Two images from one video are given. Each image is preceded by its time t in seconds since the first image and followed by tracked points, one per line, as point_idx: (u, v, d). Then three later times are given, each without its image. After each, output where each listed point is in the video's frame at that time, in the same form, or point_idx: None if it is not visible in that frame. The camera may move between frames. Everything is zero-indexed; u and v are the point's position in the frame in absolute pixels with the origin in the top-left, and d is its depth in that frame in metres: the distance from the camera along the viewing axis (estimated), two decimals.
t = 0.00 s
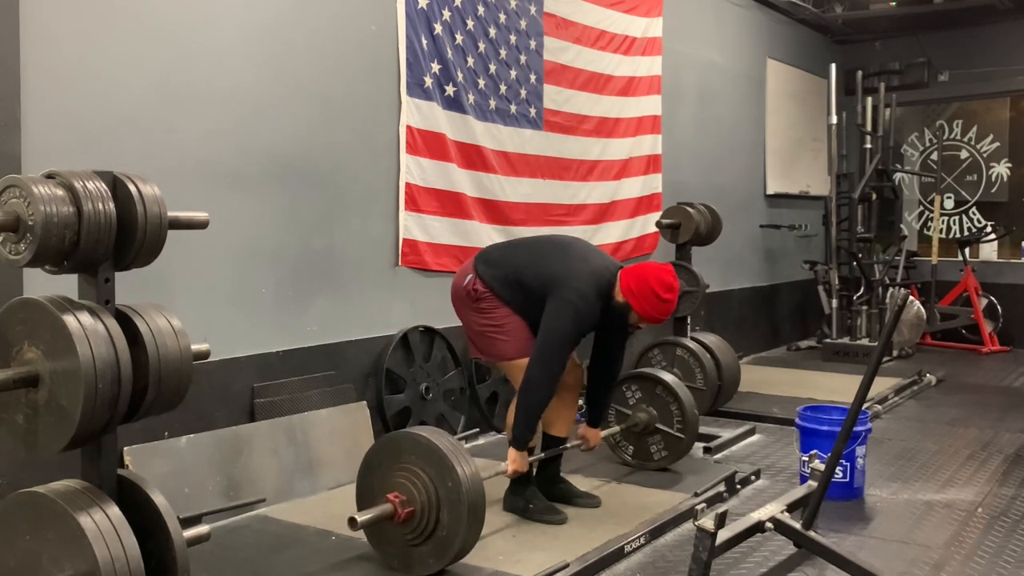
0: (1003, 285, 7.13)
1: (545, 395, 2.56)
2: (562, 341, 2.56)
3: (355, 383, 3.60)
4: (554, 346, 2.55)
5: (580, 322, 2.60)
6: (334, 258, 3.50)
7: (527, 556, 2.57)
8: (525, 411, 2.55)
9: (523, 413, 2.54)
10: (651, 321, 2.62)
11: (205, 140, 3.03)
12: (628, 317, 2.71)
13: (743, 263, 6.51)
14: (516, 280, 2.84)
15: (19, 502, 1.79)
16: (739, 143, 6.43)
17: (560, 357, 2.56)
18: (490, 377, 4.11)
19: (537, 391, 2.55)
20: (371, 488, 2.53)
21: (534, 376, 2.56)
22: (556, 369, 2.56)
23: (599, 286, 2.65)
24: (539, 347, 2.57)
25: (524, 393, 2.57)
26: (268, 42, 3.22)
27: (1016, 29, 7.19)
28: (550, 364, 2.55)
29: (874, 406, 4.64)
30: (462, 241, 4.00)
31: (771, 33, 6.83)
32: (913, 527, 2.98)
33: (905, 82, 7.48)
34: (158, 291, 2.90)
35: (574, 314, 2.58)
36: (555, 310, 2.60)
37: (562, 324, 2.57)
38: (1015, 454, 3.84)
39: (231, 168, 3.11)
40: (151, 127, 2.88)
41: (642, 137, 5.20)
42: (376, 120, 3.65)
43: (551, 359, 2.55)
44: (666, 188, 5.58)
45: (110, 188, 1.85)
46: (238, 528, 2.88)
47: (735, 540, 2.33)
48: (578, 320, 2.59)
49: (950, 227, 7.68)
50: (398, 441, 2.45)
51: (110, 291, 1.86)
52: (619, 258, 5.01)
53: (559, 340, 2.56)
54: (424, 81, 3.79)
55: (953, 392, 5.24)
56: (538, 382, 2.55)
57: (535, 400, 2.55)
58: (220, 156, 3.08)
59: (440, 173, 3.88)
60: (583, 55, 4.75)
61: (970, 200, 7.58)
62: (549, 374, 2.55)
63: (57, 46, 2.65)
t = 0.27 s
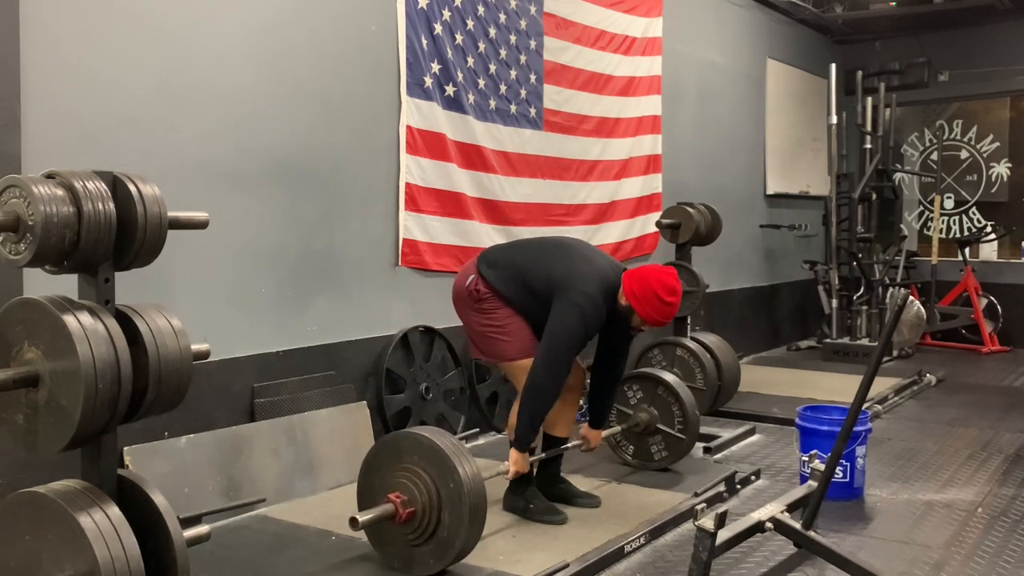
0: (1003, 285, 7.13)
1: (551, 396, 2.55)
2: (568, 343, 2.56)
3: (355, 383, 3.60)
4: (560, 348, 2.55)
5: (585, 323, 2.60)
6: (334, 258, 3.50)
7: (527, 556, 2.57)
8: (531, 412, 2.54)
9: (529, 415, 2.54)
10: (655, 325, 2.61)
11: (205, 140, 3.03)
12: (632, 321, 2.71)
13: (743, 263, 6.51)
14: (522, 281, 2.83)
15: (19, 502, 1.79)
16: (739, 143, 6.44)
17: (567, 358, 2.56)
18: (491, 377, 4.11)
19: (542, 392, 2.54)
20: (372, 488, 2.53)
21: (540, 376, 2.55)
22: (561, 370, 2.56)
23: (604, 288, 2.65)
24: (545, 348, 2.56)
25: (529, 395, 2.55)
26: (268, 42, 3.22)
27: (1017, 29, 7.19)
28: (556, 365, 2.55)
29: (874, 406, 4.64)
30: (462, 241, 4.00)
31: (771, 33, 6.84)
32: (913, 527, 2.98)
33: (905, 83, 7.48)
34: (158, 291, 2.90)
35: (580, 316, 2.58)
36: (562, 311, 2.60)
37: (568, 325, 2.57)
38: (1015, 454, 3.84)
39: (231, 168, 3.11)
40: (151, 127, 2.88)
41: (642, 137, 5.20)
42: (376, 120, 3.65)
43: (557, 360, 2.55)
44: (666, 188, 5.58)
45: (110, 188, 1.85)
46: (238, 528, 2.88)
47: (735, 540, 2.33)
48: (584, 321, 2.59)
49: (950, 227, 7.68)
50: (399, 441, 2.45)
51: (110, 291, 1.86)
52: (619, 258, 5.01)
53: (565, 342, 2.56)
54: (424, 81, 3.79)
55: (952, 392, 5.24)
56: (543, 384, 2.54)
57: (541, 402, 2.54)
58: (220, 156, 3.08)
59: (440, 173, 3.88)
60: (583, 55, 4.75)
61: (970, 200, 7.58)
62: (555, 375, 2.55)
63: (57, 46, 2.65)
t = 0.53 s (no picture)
0: (1003, 285, 7.13)
1: (547, 394, 2.56)
2: (563, 340, 2.57)
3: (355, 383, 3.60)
4: (555, 345, 2.56)
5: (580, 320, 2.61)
6: (334, 258, 3.50)
7: (527, 556, 2.57)
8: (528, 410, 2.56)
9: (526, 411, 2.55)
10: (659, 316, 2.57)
11: (206, 140, 3.03)
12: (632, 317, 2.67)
13: (743, 263, 6.51)
14: (518, 281, 2.84)
15: (19, 502, 1.79)
16: (739, 143, 6.43)
17: (562, 355, 2.57)
18: (491, 377, 4.11)
19: (540, 390, 2.55)
20: (371, 488, 2.53)
21: (536, 374, 2.56)
22: (557, 367, 2.57)
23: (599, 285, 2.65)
24: (540, 346, 2.58)
25: (526, 393, 2.57)
26: (268, 42, 3.22)
27: (1017, 29, 7.19)
28: (552, 362, 2.56)
29: (874, 406, 4.64)
30: (462, 241, 4.00)
31: (771, 33, 6.84)
32: (913, 527, 2.98)
33: (905, 83, 7.48)
34: (158, 291, 2.90)
35: (574, 313, 2.59)
36: (555, 309, 2.61)
37: (562, 322, 2.58)
38: (1015, 454, 3.84)
39: (231, 168, 3.11)
40: (151, 127, 2.88)
41: (642, 137, 5.20)
42: (376, 120, 3.65)
43: (552, 358, 2.56)
44: (666, 188, 5.58)
45: (110, 188, 1.85)
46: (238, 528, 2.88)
47: (735, 540, 2.33)
48: (579, 319, 2.60)
49: (950, 227, 7.68)
50: (399, 440, 2.45)
51: (110, 291, 1.86)
52: (619, 258, 5.01)
53: (560, 339, 2.57)
54: (424, 81, 3.79)
55: (952, 392, 5.24)
56: (540, 382, 2.55)
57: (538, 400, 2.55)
58: (220, 156, 3.08)
59: (440, 173, 3.88)
60: (583, 55, 4.75)
61: (970, 200, 7.58)
62: (551, 372, 2.56)
63: (58, 46, 2.65)
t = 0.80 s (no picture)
0: (1003, 285, 7.12)
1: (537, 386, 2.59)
2: (546, 332, 2.60)
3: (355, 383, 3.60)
4: (539, 337, 2.59)
5: (563, 310, 2.63)
6: (334, 258, 3.50)
7: (527, 556, 2.57)
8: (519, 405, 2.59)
9: (520, 407, 2.57)
10: (654, 270, 2.64)
11: (206, 140, 3.03)
12: (627, 290, 2.68)
13: (743, 263, 6.51)
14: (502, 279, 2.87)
15: (19, 502, 1.79)
16: (739, 143, 6.43)
17: (547, 347, 2.60)
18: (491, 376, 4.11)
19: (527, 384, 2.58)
20: (373, 488, 2.53)
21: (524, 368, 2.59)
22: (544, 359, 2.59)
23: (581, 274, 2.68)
24: (524, 339, 2.61)
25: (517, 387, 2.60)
26: (268, 42, 3.22)
27: (1017, 29, 7.19)
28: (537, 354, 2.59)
29: (874, 406, 4.64)
30: (462, 241, 4.00)
31: (771, 32, 6.84)
32: (913, 527, 2.98)
33: (905, 83, 7.48)
34: (158, 291, 2.90)
35: (556, 303, 2.62)
36: (536, 302, 2.64)
37: (545, 314, 2.61)
38: (1015, 454, 3.84)
39: (231, 168, 3.11)
40: (151, 127, 2.88)
41: (642, 137, 5.20)
42: (376, 120, 3.65)
43: (537, 350, 2.59)
44: (666, 188, 5.58)
45: (110, 188, 1.85)
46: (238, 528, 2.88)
47: (735, 540, 2.33)
48: (561, 309, 2.63)
49: (950, 227, 7.68)
50: (401, 441, 2.44)
51: (110, 291, 1.86)
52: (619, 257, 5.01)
53: (543, 331, 2.60)
54: (424, 81, 3.79)
55: (952, 393, 5.24)
56: (527, 375, 2.58)
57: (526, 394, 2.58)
58: (220, 156, 3.08)
59: (440, 173, 3.88)
60: (583, 55, 4.75)
61: (970, 200, 7.58)
62: (538, 364, 2.58)
63: (57, 46, 2.65)
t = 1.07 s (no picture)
0: (1003, 285, 7.12)
1: (534, 382, 2.58)
2: (540, 328, 2.60)
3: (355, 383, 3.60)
4: (533, 333, 2.59)
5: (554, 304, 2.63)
6: (334, 257, 3.50)
7: (527, 556, 2.58)
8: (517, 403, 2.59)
9: (518, 404, 2.57)
10: (638, 246, 2.67)
11: (205, 140, 3.03)
12: (617, 273, 2.69)
13: (743, 263, 6.51)
14: (495, 280, 2.88)
15: (19, 502, 1.79)
16: (739, 143, 6.44)
17: (540, 342, 2.60)
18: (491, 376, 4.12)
19: (524, 380, 2.58)
20: (376, 488, 2.53)
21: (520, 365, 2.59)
22: (539, 355, 2.60)
23: (571, 268, 2.69)
24: (518, 336, 2.61)
25: (513, 385, 2.60)
26: (268, 42, 3.22)
27: (1017, 28, 7.19)
28: (532, 350, 2.59)
29: (874, 406, 4.64)
30: (462, 241, 4.00)
31: (771, 32, 6.84)
32: (913, 527, 2.98)
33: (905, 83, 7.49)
34: (159, 291, 2.90)
35: (548, 298, 2.62)
36: (529, 298, 2.64)
37: (538, 310, 2.61)
38: (1015, 454, 3.84)
39: (231, 168, 3.11)
40: (151, 127, 2.88)
41: (642, 137, 5.20)
42: (376, 120, 3.65)
43: (532, 347, 2.59)
44: (665, 188, 5.58)
45: (110, 188, 1.85)
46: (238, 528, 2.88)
47: (735, 540, 2.33)
48: (553, 305, 2.63)
49: (950, 227, 7.68)
50: (404, 442, 2.44)
51: (110, 291, 1.86)
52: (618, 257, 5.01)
53: (537, 327, 2.60)
54: (424, 81, 3.79)
55: (952, 393, 5.24)
56: (523, 372, 2.58)
57: (523, 391, 2.58)
58: (220, 156, 3.08)
59: (440, 173, 3.88)
60: (583, 55, 4.75)
61: (970, 200, 7.58)
62: (534, 360, 2.58)
63: (57, 45, 2.65)
